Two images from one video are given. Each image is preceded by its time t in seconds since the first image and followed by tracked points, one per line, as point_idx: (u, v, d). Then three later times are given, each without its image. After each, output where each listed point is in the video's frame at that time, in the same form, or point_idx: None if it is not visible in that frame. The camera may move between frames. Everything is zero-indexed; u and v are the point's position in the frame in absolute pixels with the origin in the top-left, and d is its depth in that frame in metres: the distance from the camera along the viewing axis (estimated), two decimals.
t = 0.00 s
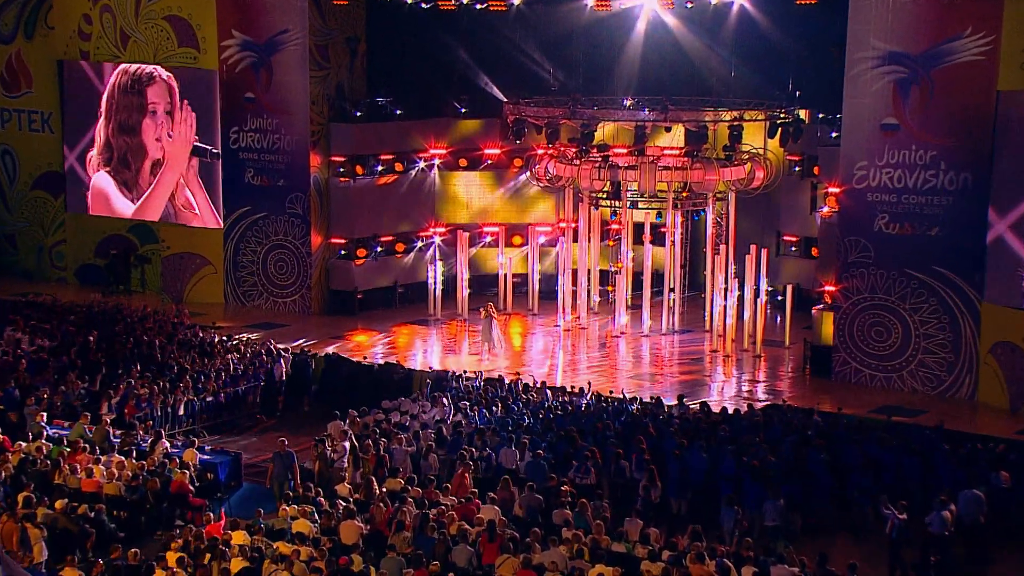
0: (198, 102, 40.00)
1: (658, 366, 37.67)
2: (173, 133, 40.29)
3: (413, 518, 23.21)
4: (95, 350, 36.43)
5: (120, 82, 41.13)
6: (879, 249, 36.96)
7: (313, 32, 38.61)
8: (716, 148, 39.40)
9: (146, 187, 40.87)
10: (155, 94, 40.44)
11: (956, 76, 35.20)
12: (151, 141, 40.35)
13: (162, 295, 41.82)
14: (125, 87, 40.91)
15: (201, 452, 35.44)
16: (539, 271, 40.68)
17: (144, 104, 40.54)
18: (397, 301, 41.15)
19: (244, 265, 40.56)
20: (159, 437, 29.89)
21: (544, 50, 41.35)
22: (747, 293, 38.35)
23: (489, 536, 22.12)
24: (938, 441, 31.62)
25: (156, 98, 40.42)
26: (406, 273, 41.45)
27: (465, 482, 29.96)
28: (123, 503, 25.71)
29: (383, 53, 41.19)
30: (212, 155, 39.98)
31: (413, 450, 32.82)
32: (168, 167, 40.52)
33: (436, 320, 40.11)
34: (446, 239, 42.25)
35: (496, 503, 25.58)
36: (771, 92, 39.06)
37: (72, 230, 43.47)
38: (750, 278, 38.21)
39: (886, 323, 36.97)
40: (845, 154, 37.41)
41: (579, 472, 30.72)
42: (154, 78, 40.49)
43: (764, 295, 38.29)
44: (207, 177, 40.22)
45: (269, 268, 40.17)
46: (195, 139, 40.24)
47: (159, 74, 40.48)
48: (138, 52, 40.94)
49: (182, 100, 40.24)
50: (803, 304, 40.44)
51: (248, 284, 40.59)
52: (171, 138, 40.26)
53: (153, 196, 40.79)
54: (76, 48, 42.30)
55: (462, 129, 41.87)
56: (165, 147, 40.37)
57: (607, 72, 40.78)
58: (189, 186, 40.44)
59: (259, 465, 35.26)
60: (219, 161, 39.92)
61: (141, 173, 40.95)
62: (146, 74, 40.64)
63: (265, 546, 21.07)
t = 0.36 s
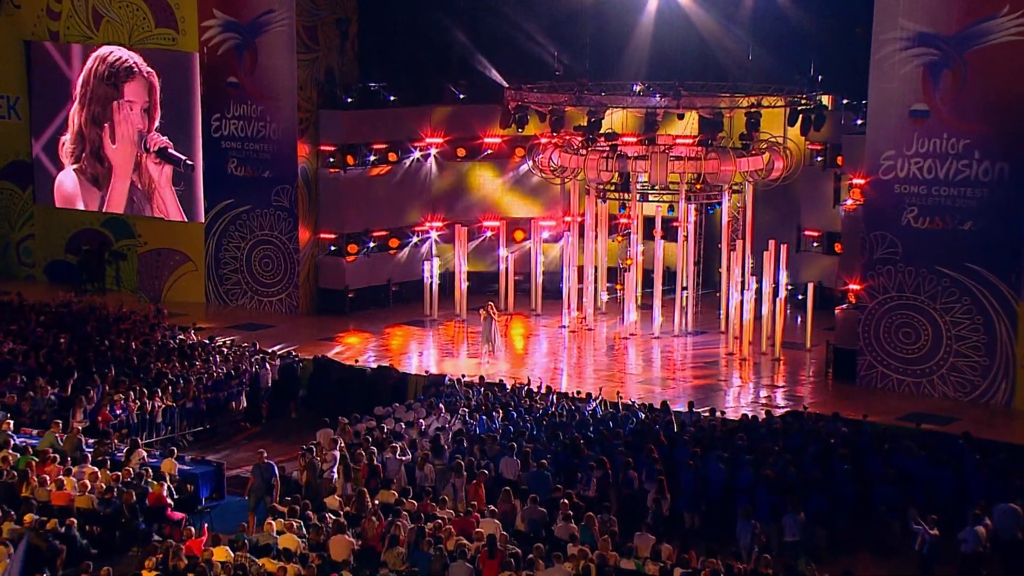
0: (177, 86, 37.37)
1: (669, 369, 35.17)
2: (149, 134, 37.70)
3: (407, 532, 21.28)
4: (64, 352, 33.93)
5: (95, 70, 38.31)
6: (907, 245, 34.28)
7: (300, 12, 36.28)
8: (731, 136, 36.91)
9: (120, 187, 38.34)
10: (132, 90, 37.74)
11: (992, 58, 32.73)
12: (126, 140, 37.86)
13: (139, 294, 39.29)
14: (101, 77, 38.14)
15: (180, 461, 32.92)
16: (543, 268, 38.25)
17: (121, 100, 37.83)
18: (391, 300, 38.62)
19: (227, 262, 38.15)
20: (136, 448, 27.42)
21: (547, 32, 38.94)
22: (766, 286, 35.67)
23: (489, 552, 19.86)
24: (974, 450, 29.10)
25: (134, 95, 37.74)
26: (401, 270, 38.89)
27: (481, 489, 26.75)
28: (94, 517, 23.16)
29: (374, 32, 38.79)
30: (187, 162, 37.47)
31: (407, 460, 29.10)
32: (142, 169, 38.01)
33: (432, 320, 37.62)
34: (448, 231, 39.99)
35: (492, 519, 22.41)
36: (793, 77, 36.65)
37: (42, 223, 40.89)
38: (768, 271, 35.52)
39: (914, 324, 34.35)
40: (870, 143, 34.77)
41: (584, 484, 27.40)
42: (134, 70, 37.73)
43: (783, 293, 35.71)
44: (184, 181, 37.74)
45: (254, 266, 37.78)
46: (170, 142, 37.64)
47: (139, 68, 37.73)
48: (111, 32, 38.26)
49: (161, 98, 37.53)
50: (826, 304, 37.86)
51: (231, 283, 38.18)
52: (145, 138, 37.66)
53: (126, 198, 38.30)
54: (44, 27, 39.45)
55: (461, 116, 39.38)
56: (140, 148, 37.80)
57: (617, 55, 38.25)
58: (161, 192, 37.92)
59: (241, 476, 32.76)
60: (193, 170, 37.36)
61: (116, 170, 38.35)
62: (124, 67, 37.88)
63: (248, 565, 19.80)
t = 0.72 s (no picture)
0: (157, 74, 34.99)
1: (681, 372, 32.84)
2: (125, 130, 35.15)
3: (403, 547, 18.99)
4: (33, 354, 31.54)
5: (70, 56, 35.64)
6: (938, 240, 31.80)
7: None
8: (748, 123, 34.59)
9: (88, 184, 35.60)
10: (109, 82, 35.17)
11: None
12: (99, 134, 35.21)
13: (113, 292, 36.89)
14: (77, 65, 35.51)
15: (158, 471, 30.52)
16: (545, 265, 35.83)
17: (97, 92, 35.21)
18: (384, 299, 36.30)
19: (209, 258, 35.90)
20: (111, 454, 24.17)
21: (551, 13, 36.73)
22: (786, 280, 33.35)
23: (488, 567, 18.30)
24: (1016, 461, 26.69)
25: (111, 87, 35.16)
26: (394, 267, 36.56)
27: (497, 504, 23.10)
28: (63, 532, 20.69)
29: (365, 13, 36.32)
30: (163, 167, 35.14)
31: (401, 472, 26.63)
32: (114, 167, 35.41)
33: (428, 321, 35.29)
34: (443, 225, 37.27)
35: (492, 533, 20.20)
36: (815, 61, 34.81)
37: (11, 218, 38.47)
38: (787, 264, 33.23)
39: (946, 324, 31.88)
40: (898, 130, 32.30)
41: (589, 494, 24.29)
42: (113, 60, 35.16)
43: (802, 290, 33.46)
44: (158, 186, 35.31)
45: (237, 262, 35.54)
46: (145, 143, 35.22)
47: (118, 59, 35.18)
48: (82, 9, 35.62)
49: (141, 91, 35.10)
50: (850, 303, 35.46)
51: (212, 280, 35.92)
52: (120, 135, 35.09)
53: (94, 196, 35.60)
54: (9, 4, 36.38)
55: (457, 101, 36.96)
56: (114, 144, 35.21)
57: (627, 37, 36.35)
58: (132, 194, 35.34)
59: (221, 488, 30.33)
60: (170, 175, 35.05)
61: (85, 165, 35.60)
62: (102, 56, 35.28)
63: None
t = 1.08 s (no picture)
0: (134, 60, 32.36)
1: (693, 375, 30.67)
2: (102, 122, 32.38)
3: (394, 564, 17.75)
4: None
5: (43, 39, 32.70)
6: (970, 235, 29.39)
7: None
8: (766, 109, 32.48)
9: (63, 178, 32.88)
10: (85, 69, 32.29)
11: None
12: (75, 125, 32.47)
13: (87, 289, 34.67)
14: (51, 49, 32.60)
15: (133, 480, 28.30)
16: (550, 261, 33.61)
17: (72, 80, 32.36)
18: (376, 297, 34.07)
19: (189, 253, 33.76)
20: (84, 462, 22.08)
21: None
22: (806, 271, 31.17)
23: None
24: None
25: (86, 74, 32.30)
26: (387, 262, 34.35)
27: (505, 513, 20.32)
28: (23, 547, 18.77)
29: None
30: (142, 163, 32.52)
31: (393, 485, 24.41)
32: (90, 161, 32.67)
33: (425, 320, 33.11)
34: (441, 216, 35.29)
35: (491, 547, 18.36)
36: (838, 43, 32.84)
37: None
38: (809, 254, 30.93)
39: (980, 325, 29.47)
40: (928, 116, 29.88)
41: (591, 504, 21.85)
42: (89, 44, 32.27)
43: (824, 286, 31.17)
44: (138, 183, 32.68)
45: (219, 256, 33.43)
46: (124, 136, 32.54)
47: (95, 43, 32.28)
48: None
49: (118, 80, 32.15)
50: (875, 302, 33.23)
51: (192, 276, 33.77)
52: (96, 127, 32.33)
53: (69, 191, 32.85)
54: None
55: (456, 86, 34.78)
56: (91, 137, 32.45)
57: (637, 18, 34.32)
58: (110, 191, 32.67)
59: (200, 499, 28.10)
60: (150, 174, 32.47)
61: (60, 157, 32.89)
62: (77, 39, 32.39)
63: None
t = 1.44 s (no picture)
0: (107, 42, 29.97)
1: (708, 378, 28.52)
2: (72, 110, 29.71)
3: None
4: None
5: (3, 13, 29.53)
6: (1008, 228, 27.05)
7: None
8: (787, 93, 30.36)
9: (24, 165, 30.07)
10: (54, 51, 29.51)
11: None
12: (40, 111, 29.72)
13: (57, 286, 32.40)
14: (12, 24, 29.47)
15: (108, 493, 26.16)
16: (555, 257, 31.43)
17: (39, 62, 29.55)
18: (369, 296, 32.22)
19: (167, 247, 31.55)
20: (52, 473, 20.28)
21: None
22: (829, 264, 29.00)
23: None
24: None
25: (56, 57, 29.53)
26: (380, 258, 32.53)
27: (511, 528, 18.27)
28: None
29: None
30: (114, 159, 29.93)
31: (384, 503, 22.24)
32: (56, 150, 29.97)
33: (421, 320, 30.97)
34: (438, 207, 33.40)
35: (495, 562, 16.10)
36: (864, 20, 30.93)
37: None
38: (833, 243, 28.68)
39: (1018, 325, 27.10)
40: (962, 101, 27.63)
41: (605, 518, 19.20)
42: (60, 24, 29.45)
43: (849, 278, 29.00)
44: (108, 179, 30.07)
45: (200, 251, 31.30)
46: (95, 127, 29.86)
47: (66, 24, 29.47)
48: None
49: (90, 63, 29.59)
50: (903, 300, 31.07)
51: (170, 271, 31.58)
52: (65, 114, 29.64)
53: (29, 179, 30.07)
54: None
55: (454, 69, 32.51)
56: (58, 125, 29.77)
57: None
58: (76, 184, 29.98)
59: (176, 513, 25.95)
60: (122, 173, 29.76)
61: (21, 142, 30.01)
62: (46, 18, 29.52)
63: None
